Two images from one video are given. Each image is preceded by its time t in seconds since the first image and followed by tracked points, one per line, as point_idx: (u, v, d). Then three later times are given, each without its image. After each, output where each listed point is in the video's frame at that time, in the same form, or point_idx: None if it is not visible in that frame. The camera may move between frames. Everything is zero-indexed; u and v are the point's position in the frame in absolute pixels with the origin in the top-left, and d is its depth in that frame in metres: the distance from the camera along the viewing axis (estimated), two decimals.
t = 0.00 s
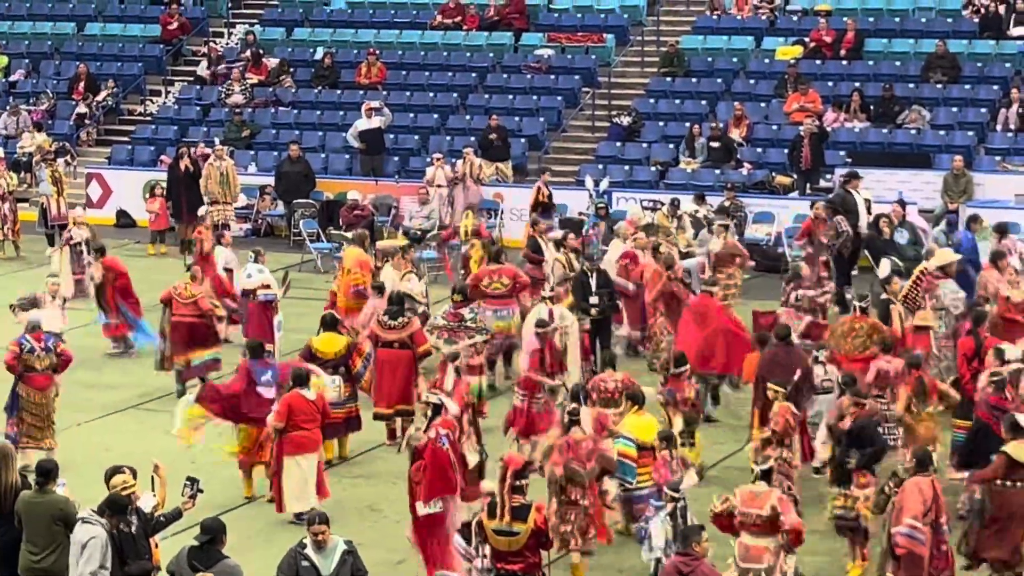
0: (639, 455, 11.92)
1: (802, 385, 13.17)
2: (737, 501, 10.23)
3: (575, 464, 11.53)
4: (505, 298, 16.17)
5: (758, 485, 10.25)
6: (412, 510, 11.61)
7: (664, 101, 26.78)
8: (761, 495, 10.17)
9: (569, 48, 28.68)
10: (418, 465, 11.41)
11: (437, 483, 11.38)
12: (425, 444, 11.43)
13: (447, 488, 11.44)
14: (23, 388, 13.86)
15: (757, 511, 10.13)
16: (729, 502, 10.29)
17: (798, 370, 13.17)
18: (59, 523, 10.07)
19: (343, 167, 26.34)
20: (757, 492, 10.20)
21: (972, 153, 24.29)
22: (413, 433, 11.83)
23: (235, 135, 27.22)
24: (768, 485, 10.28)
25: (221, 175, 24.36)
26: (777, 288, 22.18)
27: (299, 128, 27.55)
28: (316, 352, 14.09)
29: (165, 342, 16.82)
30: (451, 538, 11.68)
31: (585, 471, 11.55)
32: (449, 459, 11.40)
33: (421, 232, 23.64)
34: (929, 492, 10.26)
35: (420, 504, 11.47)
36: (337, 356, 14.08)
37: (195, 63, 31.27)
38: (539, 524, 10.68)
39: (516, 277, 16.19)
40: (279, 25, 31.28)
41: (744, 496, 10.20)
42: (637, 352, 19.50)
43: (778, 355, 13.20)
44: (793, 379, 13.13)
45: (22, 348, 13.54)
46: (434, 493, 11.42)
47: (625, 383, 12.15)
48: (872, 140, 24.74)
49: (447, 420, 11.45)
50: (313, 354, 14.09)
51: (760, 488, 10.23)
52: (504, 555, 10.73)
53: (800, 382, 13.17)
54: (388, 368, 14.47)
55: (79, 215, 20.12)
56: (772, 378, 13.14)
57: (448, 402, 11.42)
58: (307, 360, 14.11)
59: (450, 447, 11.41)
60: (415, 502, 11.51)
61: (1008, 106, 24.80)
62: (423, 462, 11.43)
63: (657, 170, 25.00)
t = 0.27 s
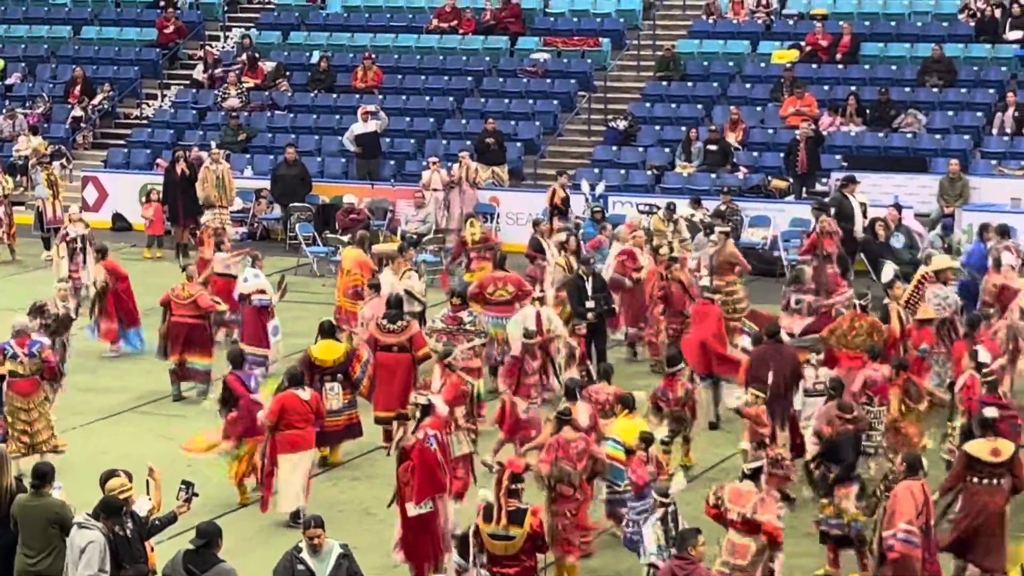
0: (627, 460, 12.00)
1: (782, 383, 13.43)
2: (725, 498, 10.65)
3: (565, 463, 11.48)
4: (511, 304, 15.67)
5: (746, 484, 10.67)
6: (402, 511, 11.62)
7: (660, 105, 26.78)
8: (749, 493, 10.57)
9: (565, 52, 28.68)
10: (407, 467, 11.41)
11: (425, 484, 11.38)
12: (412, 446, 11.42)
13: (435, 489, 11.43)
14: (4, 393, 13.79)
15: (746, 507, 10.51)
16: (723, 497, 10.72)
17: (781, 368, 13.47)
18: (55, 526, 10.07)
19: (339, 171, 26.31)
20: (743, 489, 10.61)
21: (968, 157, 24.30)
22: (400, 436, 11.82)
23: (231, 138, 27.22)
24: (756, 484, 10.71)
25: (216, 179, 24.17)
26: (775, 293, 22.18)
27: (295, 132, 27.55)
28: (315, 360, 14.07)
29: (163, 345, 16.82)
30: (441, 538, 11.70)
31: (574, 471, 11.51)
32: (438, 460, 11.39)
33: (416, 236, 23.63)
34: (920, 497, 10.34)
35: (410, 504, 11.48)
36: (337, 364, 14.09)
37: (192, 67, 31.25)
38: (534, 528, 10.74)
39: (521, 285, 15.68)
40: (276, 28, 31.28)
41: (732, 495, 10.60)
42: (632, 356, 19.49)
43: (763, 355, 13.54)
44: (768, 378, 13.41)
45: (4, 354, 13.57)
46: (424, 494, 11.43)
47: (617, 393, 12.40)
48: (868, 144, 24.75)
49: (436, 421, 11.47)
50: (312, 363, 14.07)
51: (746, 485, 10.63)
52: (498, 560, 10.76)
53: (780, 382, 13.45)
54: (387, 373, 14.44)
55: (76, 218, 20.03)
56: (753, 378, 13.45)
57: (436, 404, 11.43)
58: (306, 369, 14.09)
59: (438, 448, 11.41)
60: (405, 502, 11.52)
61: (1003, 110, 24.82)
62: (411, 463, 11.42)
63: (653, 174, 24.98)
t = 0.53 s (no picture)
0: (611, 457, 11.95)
1: (769, 384, 13.37)
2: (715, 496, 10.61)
3: (554, 463, 11.44)
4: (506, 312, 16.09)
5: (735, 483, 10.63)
6: (390, 515, 11.63)
7: (655, 108, 26.78)
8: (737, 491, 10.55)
9: (559, 55, 28.72)
10: (393, 471, 11.40)
11: (411, 489, 11.38)
12: (398, 450, 11.42)
13: (422, 493, 11.43)
14: None
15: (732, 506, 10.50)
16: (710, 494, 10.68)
17: (767, 370, 13.37)
18: (49, 529, 10.05)
19: (334, 174, 26.29)
20: (732, 488, 10.57)
21: (963, 160, 24.32)
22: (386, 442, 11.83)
23: (226, 141, 27.21)
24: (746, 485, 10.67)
25: (211, 181, 24.34)
26: (771, 296, 22.18)
27: (290, 135, 27.54)
28: (311, 359, 14.01)
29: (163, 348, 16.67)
30: (429, 542, 11.71)
31: (563, 471, 11.45)
32: (424, 465, 11.39)
33: (411, 238, 23.62)
34: (907, 496, 10.39)
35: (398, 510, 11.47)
36: (333, 362, 14.05)
37: (186, 70, 31.23)
38: (529, 532, 10.74)
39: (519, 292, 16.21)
40: (270, 31, 31.27)
41: (719, 491, 10.57)
42: (626, 359, 19.49)
43: (749, 355, 13.43)
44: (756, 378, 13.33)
45: None
46: (410, 499, 11.41)
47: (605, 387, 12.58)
48: (863, 147, 24.76)
49: (420, 426, 11.47)
50: (308, 360, 14.02)
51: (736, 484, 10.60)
52: (492, 563, 10.77)
53: (767, 383, 13.38)
54: (383, 374, 14.46)
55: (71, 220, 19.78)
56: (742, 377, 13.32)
57: (420, 408, 11.46)
58: (302, 366, 14.04)
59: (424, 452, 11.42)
60: (393, 508, 11.51)
61: (998, 113, 24.84)
62: (397, 468, 11.43)
63: (648, 176, 24.98)
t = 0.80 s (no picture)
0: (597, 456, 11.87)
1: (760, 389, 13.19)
2: (703, 505, 10.60)
3: (541, 467, 11.46)
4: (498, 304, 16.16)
5: (724, 490, 10.60)
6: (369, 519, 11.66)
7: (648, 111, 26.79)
8: (727, 499, 10.54)
9: (553, 58, 28.75)
10: (373, 476, 11.43)
11: (388, 492, 11.40)
12: (377, 454, 11.51)
13: (399, 499, 11.44)
14: None
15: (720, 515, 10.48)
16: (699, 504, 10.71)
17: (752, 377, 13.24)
18: (41, 533, 10.05)
19: (327, 177, 26.30)
20: (722, 496, 10.55)
21: (956, 164, 24.34)
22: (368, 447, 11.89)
23: (219, 144, 27.19)
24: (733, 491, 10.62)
25: (203, 184, 24.38)
26: (767, 299, 22.20)
27: (282, 137, 27.52)
28: (302, 360, 14.04)
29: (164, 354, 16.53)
30: (413, 544, 11.69)
31: (551, 474, 11.48)
32: (402, 469, 11.42)
33: (404, 241, 23.63)
34: (886, 500, 10.37)
35: (375, 514, 11.51)
36: (324, 363, 14.08)
37: (179, 72, 31.23)
38: (522, 536, 10.74)
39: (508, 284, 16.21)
40: (264, 34, 31.25)
41: (709, 501, 10.55)
42: (619, 363, 19.51)
43: (737, 366, 13.36)
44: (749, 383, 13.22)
45: None
46: (387, 504, 11.43)
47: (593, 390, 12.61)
48: (856, 150, 24.79)
49: (402, 430, 11.55)
50: (299, 362, 14.04)
51: (727, 491, 10.56)
52: (485, 568, 10.74)
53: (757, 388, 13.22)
54: (375, 377, 14.43)
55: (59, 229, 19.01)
56: (731, 386, 13.30)
57: (402, 412, 11.50)
58: (293, 367, 14.07)
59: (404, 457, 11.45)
60: (370, 512, 11.55)
61: (990, 117, 24.86)
62: (377, 471, 11.47)
63: (641, 180, 25.00)
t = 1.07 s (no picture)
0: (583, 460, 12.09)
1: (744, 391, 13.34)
2: (691, 512, 10.55)
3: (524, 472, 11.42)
4: (480, 311, 16.35)
5: (710, 496, 10.55)
6: (352, 525, 11.66)
7: (640, 114, 26.83)
8: (715, 504, 10.49)
9: (545, 61, 28.68)
10: (358, 480, 11.47)
11: (372, 496, 11.44)
12: (364, 457, 11.51)
13: (383, 502, 11.48)
14: None
15: (707, 520, 10.45)
16: (686, 513, 10.61)
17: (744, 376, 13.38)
18: (32, 535, 10.04)
19: (319, 179, 26.31)
20: (709, 502, 10.50)
21: (947, 167, 24.36)
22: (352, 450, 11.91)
23: (211, 146, 27.19)
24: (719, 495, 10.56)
25: (195, 186, 24.40)
26: (759, 302, 22.21)
27: (275, 140, 27.53)
28: (288, 364, 14.06)
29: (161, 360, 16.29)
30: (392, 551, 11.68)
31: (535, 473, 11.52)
32: (387, 473, 11.47)
33: (396, 244, 23.65)
34: (866, 506, 10.34)
35: (359, 518, 11.53)
36: (310, 368, 14.07)
37: (171, 74, 31.23)
38: (514, 538, 10.72)
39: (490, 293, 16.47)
40: (256, 36, 31.26)
41: (698, 508, 10.49)
42: (611, 367, 19.53)
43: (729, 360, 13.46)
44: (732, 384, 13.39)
45: None
46: (371, 507, 11.47)
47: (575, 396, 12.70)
48: (847, 153, 24.82)
49: (389, 434, 11.56)
50: (285, 366, 14.03)
51: (714, 497, 10.52)
52: (478, 570, 10.70)
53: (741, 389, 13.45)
54: (361, 378, 14.47)
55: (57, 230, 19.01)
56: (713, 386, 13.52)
57: (388, 416, 11.52)
58: (279, 371, 14.07)
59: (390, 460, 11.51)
60: (353, 516, 11.57)
61: (982, 121, 24.89)
62: (363, 476, 11.49)
63: (633, 183, 25.04)
